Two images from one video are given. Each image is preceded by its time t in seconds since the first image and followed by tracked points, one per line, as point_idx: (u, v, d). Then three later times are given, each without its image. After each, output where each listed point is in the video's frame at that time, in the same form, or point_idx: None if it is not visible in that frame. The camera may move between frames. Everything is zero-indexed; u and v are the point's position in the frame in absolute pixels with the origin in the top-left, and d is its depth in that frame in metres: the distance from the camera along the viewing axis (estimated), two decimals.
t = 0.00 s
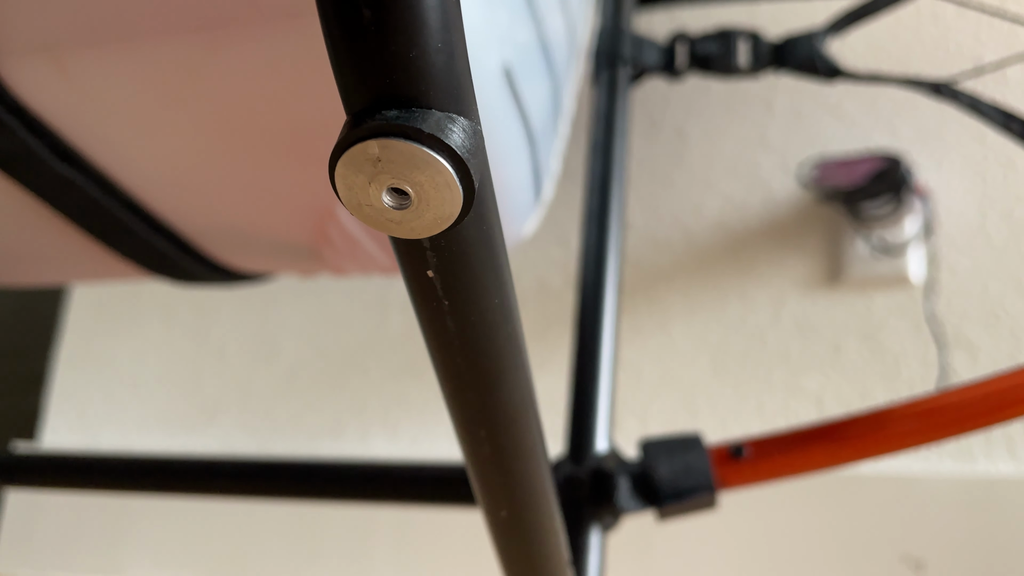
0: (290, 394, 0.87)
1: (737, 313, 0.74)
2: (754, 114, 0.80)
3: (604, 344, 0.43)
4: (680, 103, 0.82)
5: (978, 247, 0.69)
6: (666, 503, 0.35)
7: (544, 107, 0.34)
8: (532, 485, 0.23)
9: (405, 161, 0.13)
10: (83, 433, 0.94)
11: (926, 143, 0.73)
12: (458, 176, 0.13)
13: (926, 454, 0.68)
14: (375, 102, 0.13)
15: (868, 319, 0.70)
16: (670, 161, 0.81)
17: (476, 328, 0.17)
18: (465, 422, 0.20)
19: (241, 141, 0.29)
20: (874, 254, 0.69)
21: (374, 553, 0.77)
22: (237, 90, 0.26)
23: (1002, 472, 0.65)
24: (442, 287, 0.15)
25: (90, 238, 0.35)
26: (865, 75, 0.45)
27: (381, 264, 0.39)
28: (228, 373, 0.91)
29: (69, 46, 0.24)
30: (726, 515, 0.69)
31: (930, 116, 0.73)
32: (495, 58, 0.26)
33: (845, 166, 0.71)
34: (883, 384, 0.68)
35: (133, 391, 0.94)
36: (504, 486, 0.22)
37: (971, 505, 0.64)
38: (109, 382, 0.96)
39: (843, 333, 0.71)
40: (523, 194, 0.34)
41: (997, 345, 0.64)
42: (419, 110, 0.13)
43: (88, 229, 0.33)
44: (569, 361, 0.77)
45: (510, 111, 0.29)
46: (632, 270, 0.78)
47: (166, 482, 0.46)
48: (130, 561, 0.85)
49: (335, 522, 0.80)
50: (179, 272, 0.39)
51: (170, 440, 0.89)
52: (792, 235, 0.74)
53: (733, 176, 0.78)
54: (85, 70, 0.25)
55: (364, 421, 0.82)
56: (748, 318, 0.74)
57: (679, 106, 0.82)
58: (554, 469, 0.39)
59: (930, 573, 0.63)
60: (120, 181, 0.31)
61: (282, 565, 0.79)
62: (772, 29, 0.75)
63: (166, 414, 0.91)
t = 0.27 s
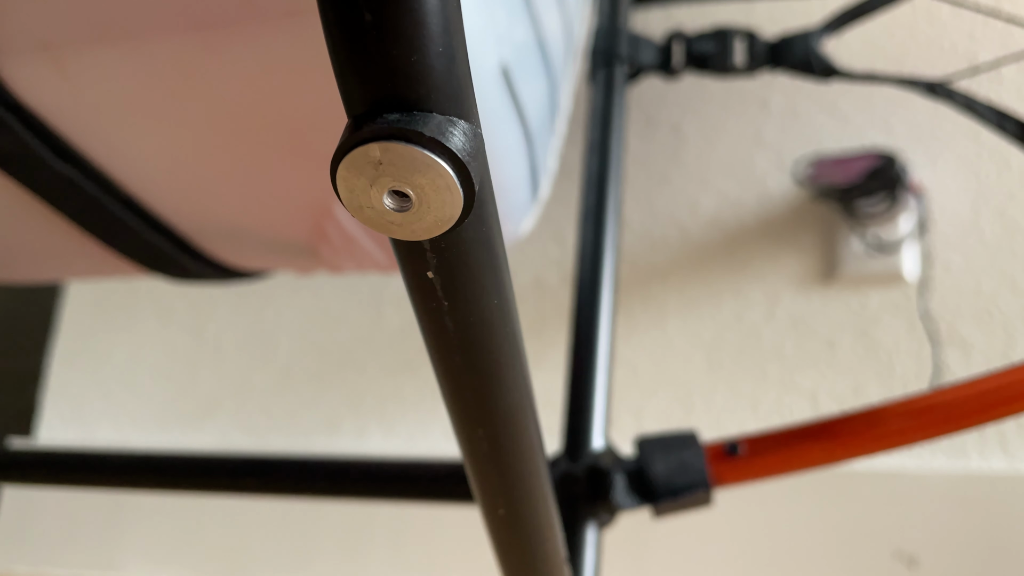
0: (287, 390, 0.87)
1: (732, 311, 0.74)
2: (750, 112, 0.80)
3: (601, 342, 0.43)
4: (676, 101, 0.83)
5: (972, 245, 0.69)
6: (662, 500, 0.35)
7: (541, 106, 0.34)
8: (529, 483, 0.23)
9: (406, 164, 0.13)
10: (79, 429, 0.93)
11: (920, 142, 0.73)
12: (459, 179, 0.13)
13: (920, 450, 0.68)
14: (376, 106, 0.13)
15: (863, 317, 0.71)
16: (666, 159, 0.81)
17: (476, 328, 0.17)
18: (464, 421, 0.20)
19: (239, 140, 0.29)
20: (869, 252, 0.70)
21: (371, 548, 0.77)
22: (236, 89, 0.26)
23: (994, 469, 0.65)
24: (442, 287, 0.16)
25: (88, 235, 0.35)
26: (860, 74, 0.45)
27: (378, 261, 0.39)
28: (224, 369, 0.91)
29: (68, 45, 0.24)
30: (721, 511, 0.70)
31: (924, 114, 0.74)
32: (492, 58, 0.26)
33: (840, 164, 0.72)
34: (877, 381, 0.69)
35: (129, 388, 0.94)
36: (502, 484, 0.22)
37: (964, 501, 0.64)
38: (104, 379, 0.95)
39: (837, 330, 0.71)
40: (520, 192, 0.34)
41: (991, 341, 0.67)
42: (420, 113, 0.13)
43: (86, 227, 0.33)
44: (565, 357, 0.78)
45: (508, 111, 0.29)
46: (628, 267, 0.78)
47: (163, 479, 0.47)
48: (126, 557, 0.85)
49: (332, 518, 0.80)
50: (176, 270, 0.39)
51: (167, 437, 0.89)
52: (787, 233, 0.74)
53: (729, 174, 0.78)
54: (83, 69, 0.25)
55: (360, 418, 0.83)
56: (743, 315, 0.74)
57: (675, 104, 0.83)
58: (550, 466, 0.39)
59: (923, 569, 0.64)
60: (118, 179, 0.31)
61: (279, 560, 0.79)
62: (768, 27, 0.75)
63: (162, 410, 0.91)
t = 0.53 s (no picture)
0: (281, 379, 0.87)
1: (727, 301, 0.74)
2: (747, 101, 0.79)
3: (596, 332, 0.43)
4: (673, 91, 0.82)
5: (969, 236, 0.69)
6: (656, 489, 0.35)
7: (538, 92, 0.33)
8: (523, 472, 0.23)
9: (396, 144, 0.12)
10: (73, 418, 0.93)
11: (918, 132, 0.73)
12: (451, 160, 0.13)
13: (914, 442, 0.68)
14: (366, 82, 0.13)
15: (858, 307, 0.71)
16: (663, 148, 0.81)
17: (468, 314, 0.16)
18: (456, 410, 0.19)
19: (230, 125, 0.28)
20: (865, 243, 0.70)
21: (366, 537, 0.77)
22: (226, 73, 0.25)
23: (987, 460, 0.66)
24: (434, 272, 0.15)
25: (77, 222, 0.35)
26: (860, 61, 0.44)
27: (372, 249, 0.39)
28: (218, 358, 0.90)
29: (53, 26, 0.23)
30: (715, 501, 0.70)
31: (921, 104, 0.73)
32: (488, 43, 0.25)
33: (836, 154, 0.71)
34: (873, 372, 0.69)
35: (122, 376, 0.93)
36: (496, 474, 0.22)
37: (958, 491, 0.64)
38: (97, 367, 0.95)
39: (833, 321, 0.71)
40: (515, 179, 0.33)
41: (986, 332, 0.66)
42: (411, 91, 0.13)
43: (75, 214, 0.33)
44: (560, 347, 0.77)
45: (503, 97, 0.28)
46: (624, 257, 0.78)
47: (155, 468, 0.46)
48: (119, 546, 0.85)
49: (327, 508, 0.80)
50: (168, 257, 0.39)
51: (160, 426, 0.89)
52: (783, 223, 0.74)
53: (726, 163, 0.78)
54: (70, 52, 0.24)
55: (355, 407, 0.82)
56: (739, 305, 0.74)
57: (672, 92, 0.82)
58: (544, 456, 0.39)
59: (917, 559, 0.64)
60: (108, 165, 0.31)
61: (272, 548, 0.79)
62: (766, 15, 0.75)
63: (155, 399, 0.91)
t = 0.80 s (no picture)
0: (275, 356, 0.86)
1: (724, 279, 0.74)
2: (745, 77, 0.78)
3: (593, 308, 0.43)
4: (670, 66, 0.81)
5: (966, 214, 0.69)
6: (654, 468, 0.35)
7: (536, 64, 0.33)
8: (522, 450, 0.22)
9: (396, 106, 0.12)
10: (65, 395, 0.92)
11: (917, 109, 0.72)
12: (453, 124, 0.13)
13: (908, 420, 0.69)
14: (364, 40, 0.12)
15: (854, 286, 0.71)
16: (660, 125, 0.80)
17: (468, 287, 0.16)
18: (455, 386, 0.19)
19: (223, 95, 0.27)
20: (862, 222, 0.69)
21: (361, 513, 0.77)
22: (218, 40, 0.24)
23: (979, 438, 0.66)
24: (434, 243, 0.15)
25: (67, 195, 0.34)
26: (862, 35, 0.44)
27: (367, 224, 0.38)
28: (211, 334, 0.90)
29: None
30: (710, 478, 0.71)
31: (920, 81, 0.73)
32: (487, 12, 0.25)
33: (835, 132, 0.70)
34: (868, 350, 0.69)
35: (115, 353, 0.93)
36: (495, 451, 0.22)
37: (949, 469, 0.65)
38: (89, 344, 0.94)
39: (829, 299, 0.71)
40: (513, 153, 0.33)
41: (982, 311, 0.65)
42: (411, 51, 0.12)
43: (63, 186, 0.32)
44: (556, 325, 0.77)
45: (502, 69, 0.28)
46: (620, 235, 0.77)
47: (148, 444, 0.46)
48: (114, 522, 0.85)
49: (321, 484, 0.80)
50: (160, 232, 0.38)
51: (153, 403, 0.88)
52: (779, 202, 0.74)
53: (723, 140, 0.77)
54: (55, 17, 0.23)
55: (349, 385, 0.82)
56: (735, 283, 0.73)
57: (669, 68, 0.81)
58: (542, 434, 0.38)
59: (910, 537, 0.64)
60: (96, 136, 0.30)
61: (268, 525, 0.79)
62: None
63: (148, 376, 0.90)
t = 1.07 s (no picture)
0: (264, 323, 0.86)
1: (713, 247, 0.74)
2: (736, 43, 0.77)
3: (581, 273, 0.43)
4: (661, 32, 0.80)
5: (954, 183, 0.69)
6: (639, 429, 0.35)
7: (523, 23, 0.32)
8: (504, 408, 0.22)
9: (367, 50, 0.12)
10: (55, 361, 0.92)
11: (908, 77, 0.72)
12: (425, 70, 0.12)
13: (892, 386, 0.69)
14: None
15: (842, 254, 0.71)
16: (651, 92, 0.79)
17: (447, 243, 0.16)
18: (436, 347, 0.19)
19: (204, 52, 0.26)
20: (851, 189, 0.69)
21: (352, 478, 0.78)
22: None
23: (962, 404, 0.67)
24: (410, 197, 0.14)
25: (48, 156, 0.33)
26: None
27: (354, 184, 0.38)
28: (201, 301, 0.89)
29: None
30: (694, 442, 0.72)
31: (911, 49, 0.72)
32: None
33: (824, 98, 0.71)
34: (854, 318, 0.69)
35: (104, 320, 0.92)
36: (478, 410, 0.22)
37: (931, 435, 0.66)
38: (79, 311, 0.94)
39: (817, 267, 0.71)
40: (498, 115, 0.32)
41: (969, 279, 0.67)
42: None
43: (43, 147, 0.31)
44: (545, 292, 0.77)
45: (488, 29, 0.27)
46: (610, 203, 0.77)
47: (138, 408, 0.46)
48: (106, 487, 0.85)
49: (313, 450, 0.80)
50: (145, 194, 0.37)
51: (143, 370, 0.88)
52: (769, 169, 0.73)
53: (713, 108, 0.77)
54: None
55: (339, 351, 0.82)
56: (724, 251, 0.73)
57: (660, 34, 0.80)
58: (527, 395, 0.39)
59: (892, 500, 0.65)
60: (75, 96, 0.29)
61: (260, 489, 0.80)
62: None
63: (138, 343, 0.90)
